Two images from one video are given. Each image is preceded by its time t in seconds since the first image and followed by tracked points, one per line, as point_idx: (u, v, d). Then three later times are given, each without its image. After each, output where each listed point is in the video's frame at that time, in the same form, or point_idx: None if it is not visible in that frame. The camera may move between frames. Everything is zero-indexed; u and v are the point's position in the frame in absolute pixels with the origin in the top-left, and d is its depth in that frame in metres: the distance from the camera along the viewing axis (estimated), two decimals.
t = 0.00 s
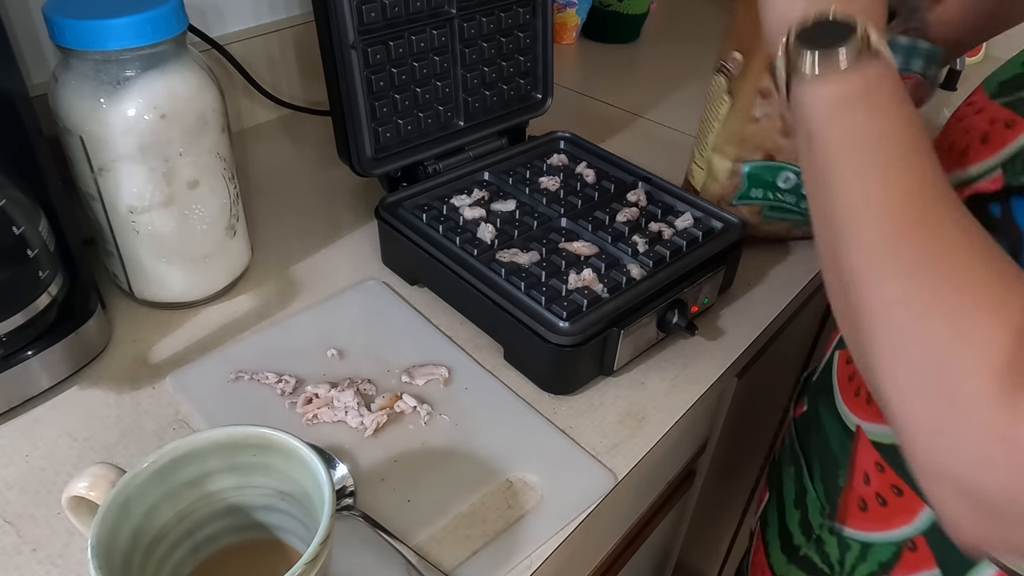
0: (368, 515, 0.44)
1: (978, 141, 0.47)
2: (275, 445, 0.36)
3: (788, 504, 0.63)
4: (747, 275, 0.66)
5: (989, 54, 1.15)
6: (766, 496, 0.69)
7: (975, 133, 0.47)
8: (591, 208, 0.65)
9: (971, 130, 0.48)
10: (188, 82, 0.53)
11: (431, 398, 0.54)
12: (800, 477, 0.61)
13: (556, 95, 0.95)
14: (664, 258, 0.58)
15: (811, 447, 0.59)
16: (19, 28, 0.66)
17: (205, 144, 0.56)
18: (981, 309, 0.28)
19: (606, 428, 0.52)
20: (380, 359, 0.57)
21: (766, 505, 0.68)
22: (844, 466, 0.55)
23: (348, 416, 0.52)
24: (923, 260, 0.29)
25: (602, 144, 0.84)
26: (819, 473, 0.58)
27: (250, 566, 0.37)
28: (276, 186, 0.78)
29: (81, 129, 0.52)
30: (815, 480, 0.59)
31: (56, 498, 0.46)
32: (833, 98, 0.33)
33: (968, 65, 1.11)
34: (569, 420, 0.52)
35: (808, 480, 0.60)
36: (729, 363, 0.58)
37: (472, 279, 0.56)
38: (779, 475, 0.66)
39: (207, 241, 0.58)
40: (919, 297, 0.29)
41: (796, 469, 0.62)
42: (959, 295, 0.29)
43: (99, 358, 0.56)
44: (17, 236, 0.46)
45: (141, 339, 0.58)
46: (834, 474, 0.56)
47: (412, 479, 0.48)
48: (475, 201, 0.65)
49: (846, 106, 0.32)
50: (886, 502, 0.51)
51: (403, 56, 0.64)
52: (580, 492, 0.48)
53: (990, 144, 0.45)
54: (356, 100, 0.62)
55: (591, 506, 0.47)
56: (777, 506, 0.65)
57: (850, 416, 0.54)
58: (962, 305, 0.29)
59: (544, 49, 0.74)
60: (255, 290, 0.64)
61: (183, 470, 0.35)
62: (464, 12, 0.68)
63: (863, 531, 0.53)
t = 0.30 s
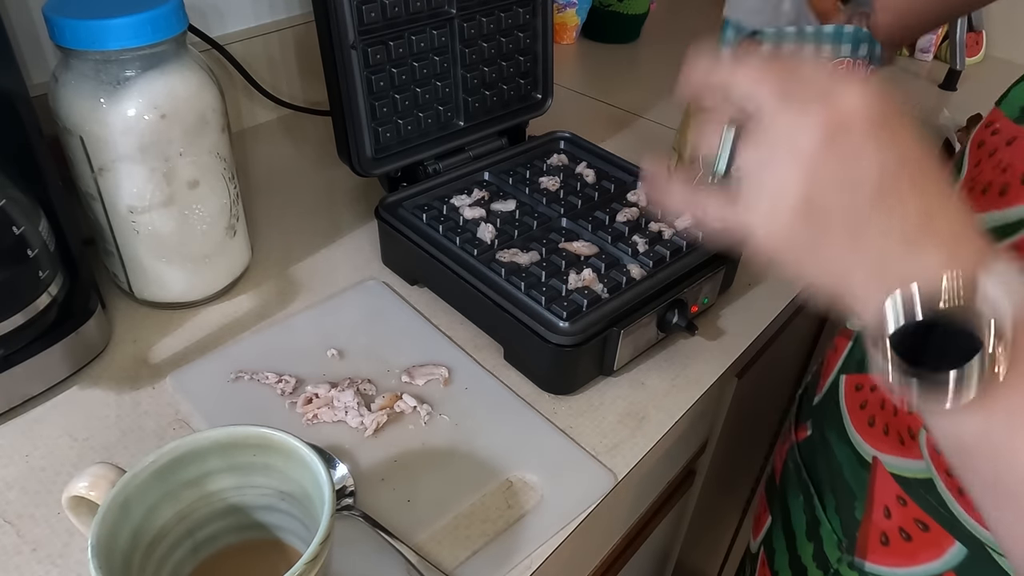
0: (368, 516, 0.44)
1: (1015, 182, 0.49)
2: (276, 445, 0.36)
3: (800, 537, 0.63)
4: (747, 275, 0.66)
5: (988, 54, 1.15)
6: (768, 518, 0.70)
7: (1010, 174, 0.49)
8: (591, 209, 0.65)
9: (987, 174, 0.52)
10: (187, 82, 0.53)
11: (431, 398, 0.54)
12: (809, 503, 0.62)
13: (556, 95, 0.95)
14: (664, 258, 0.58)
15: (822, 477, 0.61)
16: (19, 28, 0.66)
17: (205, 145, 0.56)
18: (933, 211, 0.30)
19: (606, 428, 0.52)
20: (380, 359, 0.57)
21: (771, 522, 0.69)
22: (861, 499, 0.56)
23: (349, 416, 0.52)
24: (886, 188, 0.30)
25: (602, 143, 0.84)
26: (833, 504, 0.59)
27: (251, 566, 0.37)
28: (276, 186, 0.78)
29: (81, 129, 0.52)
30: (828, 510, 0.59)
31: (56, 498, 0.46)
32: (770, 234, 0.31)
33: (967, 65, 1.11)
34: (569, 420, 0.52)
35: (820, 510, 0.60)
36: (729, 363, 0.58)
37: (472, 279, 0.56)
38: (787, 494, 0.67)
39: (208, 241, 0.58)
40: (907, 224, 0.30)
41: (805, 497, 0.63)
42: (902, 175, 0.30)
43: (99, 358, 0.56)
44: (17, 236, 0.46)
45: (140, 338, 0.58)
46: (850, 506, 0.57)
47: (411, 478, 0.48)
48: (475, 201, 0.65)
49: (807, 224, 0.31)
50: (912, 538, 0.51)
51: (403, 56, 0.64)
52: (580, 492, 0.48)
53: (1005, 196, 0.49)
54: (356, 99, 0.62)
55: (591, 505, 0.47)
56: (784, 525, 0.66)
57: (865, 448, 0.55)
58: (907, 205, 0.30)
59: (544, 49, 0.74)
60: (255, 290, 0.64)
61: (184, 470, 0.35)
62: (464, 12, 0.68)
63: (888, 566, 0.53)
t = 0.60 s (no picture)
0: (368, 515, 0.45)
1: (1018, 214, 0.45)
2: (276, 445, 0.36)
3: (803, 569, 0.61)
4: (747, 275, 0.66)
5: (988, 54, 1.15)
6: (768, 544, 0.69)
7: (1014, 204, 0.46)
8: (591, 209, 0.65)
9: (989, 202, 0.48)
10: (187, 82, 0.53)
11: (431, 398, 0.54)
12: (810, 532, 0.60)
13: (556, 95, 0.95)
14: (664, 258, 0.58)
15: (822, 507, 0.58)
16: (19, 28, 0.66)
17: (205, 145, 0.56)
18: (862, 362, 0.36)
19: (606, 428, 0.52)
20: (380, 359, 0.57)
21: (771, 549, 0.68)
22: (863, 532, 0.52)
23: (349, 416, 0.52)
24: (804, 343, 0.36)
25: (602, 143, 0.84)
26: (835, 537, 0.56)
27: (251, 566, 0.37)
28: (276, 186, 0.78)
29: (81, 129, 0.52)
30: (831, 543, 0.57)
31: (56, 498, 0.46)
32: (707, 402, 0.38)
33: (967, 65, 1.11)
34: (569, 420, 0.52)
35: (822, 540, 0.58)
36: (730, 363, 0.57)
37: (472, 279, 0.56)
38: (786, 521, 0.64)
39: (208, 241, 0.58)
40: (838, 387, 0.35)
41: (806, 527, 0.60)
42: (774, 313, 0.36)
43: (99, 358, 0.56)
44: (17, 236, 0.46)
45: (140, 338, 0.58)
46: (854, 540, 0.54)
47: (411, 478, 0.48)
48: (475, 201, 0.65)
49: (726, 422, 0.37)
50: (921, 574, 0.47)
51: (403, 56, 0.64)
52: (580, 492, 0.48)
53: (1008, 228, 0.45)
54: (356, 99, 0.62)
55: (591, 506, 0.47)
56: (785, 553, 0.64)
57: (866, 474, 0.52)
58: (835, 357, 0.35)
59: (544, 49, 0.74)
60: (254, 290, 0.64)
61: (184, 469, 0.35)
62: (464, 12, 0.68)
63: None
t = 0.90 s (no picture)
0: (368, 516, 0.45)
1: (1010, 210, 0.44)
2: (276, 445, 0.36)
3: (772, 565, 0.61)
4: (747, 275, 0.66)
5: (988, 55, 1.15)
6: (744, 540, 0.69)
7: (1007, 201, 0.44)
8: (591, 209, 0.65)
9: (985, 198, 0.47)
10: (187, 82, 0.53)
11: (431, 398, 0.54)
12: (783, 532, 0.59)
13: (556, 95, 0.95)
14: (664, 258, 0.58)
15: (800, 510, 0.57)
16: (19, 28, 0.66)
17: (205, 145, 0.56)
18: (795, 360, 0.35)
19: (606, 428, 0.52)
20: (380, 359, 0.57)
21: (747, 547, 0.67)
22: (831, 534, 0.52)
23: (349, 416, 0.52)
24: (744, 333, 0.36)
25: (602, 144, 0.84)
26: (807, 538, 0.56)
27: (251, 566, 0.37)
28: (276, 186, 0.78)
29: (81, 129, 0.52)
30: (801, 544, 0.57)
31: (56, 498, 0.46)
32: (657, 401, 0.38)
33: (968, 65, 1.11)
34: (569, 420, 0.52)
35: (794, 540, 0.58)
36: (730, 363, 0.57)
37: (472, 279, 0.56)
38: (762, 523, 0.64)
39: (207, 241, 0.58)
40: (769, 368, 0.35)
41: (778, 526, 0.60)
42: (710, 315, 0.37)
43: (99, 358, 0.56)
44: (17, 236, 0.46)
45: (141, 338, 0.58)
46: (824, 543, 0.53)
47: (412, 478, 0.48)
48: (475, 201, 0.65)
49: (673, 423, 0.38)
50: None
51: (403, 56, 0.64)
52: (580, 492, 0.48)
53: (997, 223, 0.44)
54: (356, 100, 0.62)
55: (591, 506, 0.47)
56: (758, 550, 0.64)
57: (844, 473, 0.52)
58: (771, 352, 0.35)
59: (544, 49, 0.74)
60: (254, 290, 0.64)
61: (184, 469, 0.35)
62: (464, 12, 0.68)
63: None
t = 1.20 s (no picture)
0: (368, 515, 0.45)
1: (988, 235, 0.38)
2: (276, 445, 0.36)
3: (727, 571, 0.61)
4: (747, 275, 0.66)
5: (988, 54, 1.15)
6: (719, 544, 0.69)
7: (985, 224, 0.38)
8: (591, 209, 0.65)
9: (964, 221, 0.41)
10: (187, 82, 0.53)
11: (431, 398, 0.54)
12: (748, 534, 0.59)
13: (556, 95, 0.95)
14: (664, 258, 0.58)
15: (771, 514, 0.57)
16: (19, 28, 0.66)
17: (205, 145, 0.56)
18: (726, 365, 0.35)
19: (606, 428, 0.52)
20: (380, 359, 0.57)
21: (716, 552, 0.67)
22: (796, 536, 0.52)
23: (349, 416, 0.52)
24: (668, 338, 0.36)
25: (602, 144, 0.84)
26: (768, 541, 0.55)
27: (250, 567, 0.37)
28: (275, 186, 0.78)
29: (81, 129, 0.52)
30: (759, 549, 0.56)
31: (56, 498, 0.46)
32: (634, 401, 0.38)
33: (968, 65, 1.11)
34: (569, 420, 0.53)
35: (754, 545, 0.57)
36: (731, 362, 0.57)
37: (471, 278, 0.56)
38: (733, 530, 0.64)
39: (207, 241, 0.58)
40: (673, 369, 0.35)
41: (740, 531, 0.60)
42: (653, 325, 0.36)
43: (99, 358, 0.56)
44: (17, 236, 0.46)
45: (140, 338, 0.58)
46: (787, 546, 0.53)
47: (412, 478, 0.48)
48: (475, 201, 0.65)
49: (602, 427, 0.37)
50: None
51: (403, 56, 0.64)
52: (580, 492, 0.48)
53: (970, 250, 0.38)
54: (356, 100, 0.62)
55: (591, 506, 0.47)
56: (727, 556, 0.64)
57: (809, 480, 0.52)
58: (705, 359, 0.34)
59: (544, 49, 0.74)
60: (254, 290, 0.64)
61: (184, 469, 0.35)
62: (464, 12, 0.68)
63: None
